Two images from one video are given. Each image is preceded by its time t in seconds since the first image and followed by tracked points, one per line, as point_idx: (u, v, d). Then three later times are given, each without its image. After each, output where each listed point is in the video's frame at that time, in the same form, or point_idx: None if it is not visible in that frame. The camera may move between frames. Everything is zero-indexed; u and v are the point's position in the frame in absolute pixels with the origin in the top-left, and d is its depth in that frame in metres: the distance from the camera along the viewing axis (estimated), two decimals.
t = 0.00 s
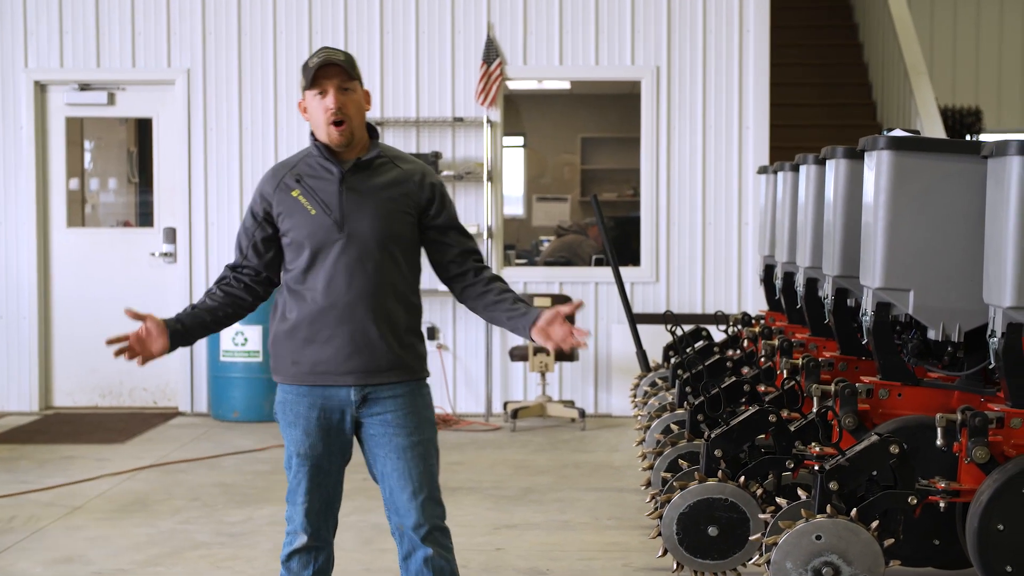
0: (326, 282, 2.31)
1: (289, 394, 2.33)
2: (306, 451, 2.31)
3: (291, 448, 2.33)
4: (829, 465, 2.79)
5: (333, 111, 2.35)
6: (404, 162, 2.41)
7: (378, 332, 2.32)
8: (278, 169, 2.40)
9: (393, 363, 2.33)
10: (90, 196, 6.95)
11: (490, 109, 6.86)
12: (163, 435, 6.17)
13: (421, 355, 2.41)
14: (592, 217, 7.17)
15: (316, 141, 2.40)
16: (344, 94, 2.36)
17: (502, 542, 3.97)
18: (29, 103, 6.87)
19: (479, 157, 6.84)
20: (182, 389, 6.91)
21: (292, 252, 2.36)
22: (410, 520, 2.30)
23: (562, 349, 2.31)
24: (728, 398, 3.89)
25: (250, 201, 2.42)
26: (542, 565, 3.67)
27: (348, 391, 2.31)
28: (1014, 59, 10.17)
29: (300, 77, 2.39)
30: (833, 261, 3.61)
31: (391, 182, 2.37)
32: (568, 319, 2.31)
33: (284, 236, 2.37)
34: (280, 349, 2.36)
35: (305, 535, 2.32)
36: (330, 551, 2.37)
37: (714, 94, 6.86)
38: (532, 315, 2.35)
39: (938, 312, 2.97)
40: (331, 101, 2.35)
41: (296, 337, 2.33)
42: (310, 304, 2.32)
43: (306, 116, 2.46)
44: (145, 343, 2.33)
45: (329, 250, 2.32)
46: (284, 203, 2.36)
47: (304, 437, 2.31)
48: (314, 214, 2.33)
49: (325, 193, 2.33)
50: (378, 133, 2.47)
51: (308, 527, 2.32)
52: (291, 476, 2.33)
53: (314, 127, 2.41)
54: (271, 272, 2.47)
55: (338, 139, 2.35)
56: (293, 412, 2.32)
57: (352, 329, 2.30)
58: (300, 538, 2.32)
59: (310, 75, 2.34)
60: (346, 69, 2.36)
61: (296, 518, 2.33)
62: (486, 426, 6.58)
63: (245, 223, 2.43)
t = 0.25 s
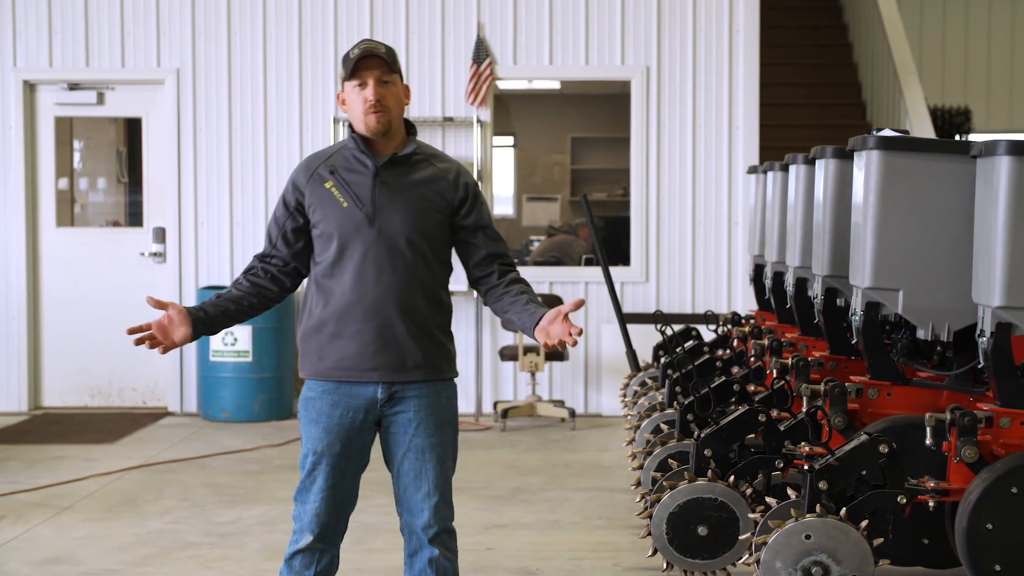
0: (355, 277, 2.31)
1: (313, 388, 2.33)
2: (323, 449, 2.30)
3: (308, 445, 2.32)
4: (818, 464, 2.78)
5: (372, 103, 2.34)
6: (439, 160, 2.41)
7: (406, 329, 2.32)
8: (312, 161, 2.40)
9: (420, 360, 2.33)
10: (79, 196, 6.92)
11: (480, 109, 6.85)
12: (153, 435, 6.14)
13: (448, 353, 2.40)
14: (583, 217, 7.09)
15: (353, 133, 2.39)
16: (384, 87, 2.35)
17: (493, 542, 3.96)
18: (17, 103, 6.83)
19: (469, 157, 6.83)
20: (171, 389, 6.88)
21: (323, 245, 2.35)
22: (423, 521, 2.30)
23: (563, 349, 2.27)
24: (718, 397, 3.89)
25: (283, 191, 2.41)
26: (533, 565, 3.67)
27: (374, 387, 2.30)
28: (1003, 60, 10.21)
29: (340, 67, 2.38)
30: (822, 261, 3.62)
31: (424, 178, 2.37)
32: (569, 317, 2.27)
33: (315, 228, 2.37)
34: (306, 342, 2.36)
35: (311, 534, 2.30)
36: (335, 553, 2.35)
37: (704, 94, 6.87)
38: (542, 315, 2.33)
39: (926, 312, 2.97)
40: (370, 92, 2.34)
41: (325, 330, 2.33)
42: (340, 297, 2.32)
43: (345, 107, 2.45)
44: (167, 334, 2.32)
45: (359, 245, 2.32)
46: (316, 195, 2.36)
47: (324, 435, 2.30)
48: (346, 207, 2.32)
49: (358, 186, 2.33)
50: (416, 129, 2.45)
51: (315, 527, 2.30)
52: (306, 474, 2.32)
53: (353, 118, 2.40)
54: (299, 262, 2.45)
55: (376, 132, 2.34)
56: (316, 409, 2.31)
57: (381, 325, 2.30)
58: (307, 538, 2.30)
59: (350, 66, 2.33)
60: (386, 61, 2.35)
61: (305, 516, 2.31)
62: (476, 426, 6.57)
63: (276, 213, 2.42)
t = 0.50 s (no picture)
0: (370, 277, 2.28)
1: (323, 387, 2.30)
2: (334, 441, 2.26)
3: (318, 437, 2.27)
4: (808, 464, 2.79)
5: (395, 102, 2.31)
6: (460, 162, 2.38)
7: (417, 330, 2.30)
8: (332, 158, 2.37)
9: (431, 363, 2.30)
10: (68, 196, 6.89)
11: (470, 109, 6.84)
12: (143, 435, 6.12)
13: (459, 356, 2.38)
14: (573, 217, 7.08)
15: (374, 132, 2.36)
16: (407, 86, 2.32)
17: (483, 542, 3.95)
18: (6, 103, 6.80)
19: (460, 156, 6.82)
20: (160, 389, 6.85)
21: (339, 243, 2.33)
22: (428, 521, 2.32)
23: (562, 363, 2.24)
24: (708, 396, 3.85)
25: (301, 186, 2.39)
26: (523, 565, 3.66)
27: (386, 388, 2.29)
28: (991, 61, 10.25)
29: (362, 66, 2.35)
30: (812, 261, 3.62)
31: (443, 180, 2.34)
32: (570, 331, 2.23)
33: (331, 226, 2.34)
34: (316, 340, 2.33)
35: (322, 532, 2.25)
36: (343, 553, 2.29)
37: (694, 94, 6.87)
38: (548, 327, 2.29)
39: (915, 312, 2.98)
40: (393, 92, 2.31)
41: (337, 330, 2.30)
42: (353, 296, 2.29)
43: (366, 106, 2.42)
44: (187, 333, 2.30)
45: (375, 245, 2.29)
46: (334, 192, 2.33)
47: (336, 431, 2.26)
48: (364, 207, 2.30)
49: (377, 186, 2.30)
50: (438, 130, 2.42)
51: (326, 524, 2.25)
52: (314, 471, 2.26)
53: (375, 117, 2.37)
54: (318, 260, 2.44)
55: (398, 132, 2.31)
56: (327, 405, 2.27)
57: (393, 327, 2.28)
58: (319, 536, 2.24)
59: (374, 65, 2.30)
60: (410, 60, 2.32)
61: (316, 514, 2.25)
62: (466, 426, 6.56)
63: (294, 209, 2.40)
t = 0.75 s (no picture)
0: (370, 280, 2.28)
1: (324, 391, 2.30)
2: (338, 453, 2.27)
3: (323, 448, 2.29)
4: (804, 464, 2.79)
5: (395, 102, 2.31)
6: (458, 164, 2.38)
7: (418, 333, 2.29)
8: (329, 159, 2.36)
9: (431, 366, 2.30)
10: (64, 196, 6.88)
11: (465, 109, 6.84)
12: (138, 435, 6.11)
13: (460, 358, 2.38)
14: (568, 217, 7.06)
15: (372, 133, 2.35)
16: (406, 87, 2.32)
17: (479, 542, 3.95)
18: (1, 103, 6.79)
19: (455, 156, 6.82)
20: (155, 389, 6.84)
21: (338, 246, 2.32)
22: (426, 522, 2.32)
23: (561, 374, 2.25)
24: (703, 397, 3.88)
25: (298, 188, 2.38)
26: (518, 564, 3.66)
27: (387, 392, 2.29)
28: (986, 61, 10.27)
29: (360, 66, 2.35)
30: (807, 261, 3.62)
31: (441, 182, 2.34)
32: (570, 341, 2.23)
33: (330, 228, 2.34)
34: (316, 343, 2.32)
35: (333, 544, 2.27)
36: (354, 562, 2.33)
37: (689, 94, 6.87)
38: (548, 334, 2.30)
39: (910, 312, 2.98)
40: (392, 93, 2.31)
41: (337, 333, 2.30)
42: (353, 299, 2.29)
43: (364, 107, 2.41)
44: (187, 344, 2.28)
45: (375, 248, 2.28)
46: (333, 195, 2.33)
47: (339, 441, 2.27)
48: (364, 209, 2.29)
49: (376, 188, 2.30)
50: (436, 131, 2.42)
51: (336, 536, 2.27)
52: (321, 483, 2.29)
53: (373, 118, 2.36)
54: (314, 264, 2.43)
55: (397, 132, 2.30)
56: (329, 415, 2.28)
57: (394, 330, 2.28)
58: (331, 547, 2.27)
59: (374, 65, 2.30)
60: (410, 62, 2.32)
61: (326, 527, 2.28)
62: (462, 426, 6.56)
63: (291, 211, 2.39)
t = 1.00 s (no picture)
0: (367, 277, 2.28)
1: (322, 390, 2.30)
2: (334, 454, 2.27)
3: (318, 450, 2.28)
4: (801, 463, 2.80)
5: (384, 101, 2.31)
6: (451, 159, 2.38)
7: (416, 331, 2.29)
8: (323, 158, 2.36)
9: (430, 363, 2.30)
10: (62, 196, 6.87)
11: (463, 109, 6.84)
12: (136, 435, 6.10)
13: (458, 355, 2.38)
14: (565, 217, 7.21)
15: (364, 132, 2.35)
16: (395, 85, 2.32)
17: (477, 542, 3.95)
18: None
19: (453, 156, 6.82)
20: (153, 389, 6.83)
21: (333, 245, 2.31)
22: (422, 523, 2.32)
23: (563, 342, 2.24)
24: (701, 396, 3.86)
25: (291, 187, 2.37)
26: (517, 564, 3.66)
27: (385, 390, 2.28)
28: (985, 61, 10.27)
29: (348, 67, 2.35)
30: (805, 261, 3.62)
31: (436, 178, 2.34)
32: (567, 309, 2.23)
33: (325, 227, 2.33)
34: (314, 342, 2.32)
35: (332, 545, 2.28)
36: (354, 561, 2.34)
37: (687, 94, 6.87)
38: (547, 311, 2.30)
39: (909, 311, 2.98)
40: (381, 92, 2.31)
41: (335, 331, 2.29)
42: (351, 297, 2.29)
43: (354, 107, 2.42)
44: (191, 325, 2.26)
45: (372, 245, 2.28)
46: (328, 193, 2.32)
47: (334, 443, 2.27)
48: (359, 207, 2.29)
49: (371, 185, 2.30)
50: (429, 129, 2.42)
51: (335, 537, 2.28)
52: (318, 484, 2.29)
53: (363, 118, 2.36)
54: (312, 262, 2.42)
55: (388, 131, 2.31)
56: (325, 416, 2.28)
57: (392, 327, 2.27)
58: (330, 548, 2.28)
59: (361, 65, 2.30)
60: (396, 59, 2.32)
61: (324, 529, 2.28)
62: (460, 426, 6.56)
63: (285, 210, 2.38)
